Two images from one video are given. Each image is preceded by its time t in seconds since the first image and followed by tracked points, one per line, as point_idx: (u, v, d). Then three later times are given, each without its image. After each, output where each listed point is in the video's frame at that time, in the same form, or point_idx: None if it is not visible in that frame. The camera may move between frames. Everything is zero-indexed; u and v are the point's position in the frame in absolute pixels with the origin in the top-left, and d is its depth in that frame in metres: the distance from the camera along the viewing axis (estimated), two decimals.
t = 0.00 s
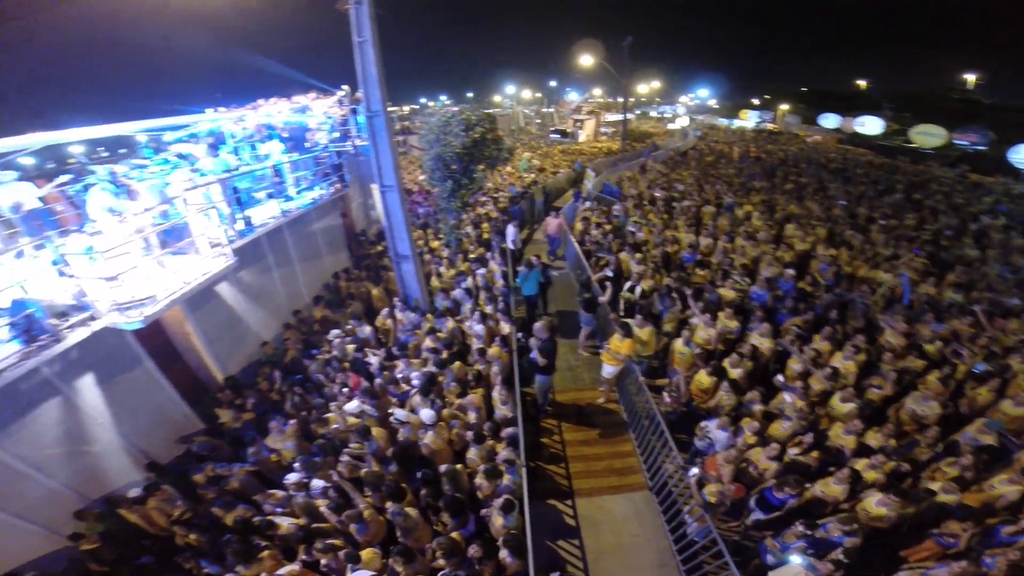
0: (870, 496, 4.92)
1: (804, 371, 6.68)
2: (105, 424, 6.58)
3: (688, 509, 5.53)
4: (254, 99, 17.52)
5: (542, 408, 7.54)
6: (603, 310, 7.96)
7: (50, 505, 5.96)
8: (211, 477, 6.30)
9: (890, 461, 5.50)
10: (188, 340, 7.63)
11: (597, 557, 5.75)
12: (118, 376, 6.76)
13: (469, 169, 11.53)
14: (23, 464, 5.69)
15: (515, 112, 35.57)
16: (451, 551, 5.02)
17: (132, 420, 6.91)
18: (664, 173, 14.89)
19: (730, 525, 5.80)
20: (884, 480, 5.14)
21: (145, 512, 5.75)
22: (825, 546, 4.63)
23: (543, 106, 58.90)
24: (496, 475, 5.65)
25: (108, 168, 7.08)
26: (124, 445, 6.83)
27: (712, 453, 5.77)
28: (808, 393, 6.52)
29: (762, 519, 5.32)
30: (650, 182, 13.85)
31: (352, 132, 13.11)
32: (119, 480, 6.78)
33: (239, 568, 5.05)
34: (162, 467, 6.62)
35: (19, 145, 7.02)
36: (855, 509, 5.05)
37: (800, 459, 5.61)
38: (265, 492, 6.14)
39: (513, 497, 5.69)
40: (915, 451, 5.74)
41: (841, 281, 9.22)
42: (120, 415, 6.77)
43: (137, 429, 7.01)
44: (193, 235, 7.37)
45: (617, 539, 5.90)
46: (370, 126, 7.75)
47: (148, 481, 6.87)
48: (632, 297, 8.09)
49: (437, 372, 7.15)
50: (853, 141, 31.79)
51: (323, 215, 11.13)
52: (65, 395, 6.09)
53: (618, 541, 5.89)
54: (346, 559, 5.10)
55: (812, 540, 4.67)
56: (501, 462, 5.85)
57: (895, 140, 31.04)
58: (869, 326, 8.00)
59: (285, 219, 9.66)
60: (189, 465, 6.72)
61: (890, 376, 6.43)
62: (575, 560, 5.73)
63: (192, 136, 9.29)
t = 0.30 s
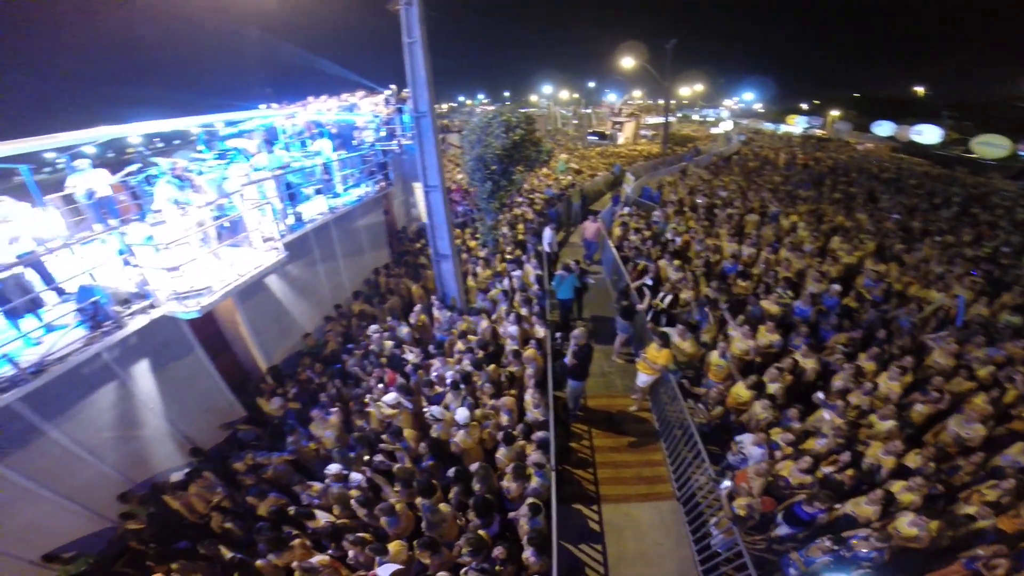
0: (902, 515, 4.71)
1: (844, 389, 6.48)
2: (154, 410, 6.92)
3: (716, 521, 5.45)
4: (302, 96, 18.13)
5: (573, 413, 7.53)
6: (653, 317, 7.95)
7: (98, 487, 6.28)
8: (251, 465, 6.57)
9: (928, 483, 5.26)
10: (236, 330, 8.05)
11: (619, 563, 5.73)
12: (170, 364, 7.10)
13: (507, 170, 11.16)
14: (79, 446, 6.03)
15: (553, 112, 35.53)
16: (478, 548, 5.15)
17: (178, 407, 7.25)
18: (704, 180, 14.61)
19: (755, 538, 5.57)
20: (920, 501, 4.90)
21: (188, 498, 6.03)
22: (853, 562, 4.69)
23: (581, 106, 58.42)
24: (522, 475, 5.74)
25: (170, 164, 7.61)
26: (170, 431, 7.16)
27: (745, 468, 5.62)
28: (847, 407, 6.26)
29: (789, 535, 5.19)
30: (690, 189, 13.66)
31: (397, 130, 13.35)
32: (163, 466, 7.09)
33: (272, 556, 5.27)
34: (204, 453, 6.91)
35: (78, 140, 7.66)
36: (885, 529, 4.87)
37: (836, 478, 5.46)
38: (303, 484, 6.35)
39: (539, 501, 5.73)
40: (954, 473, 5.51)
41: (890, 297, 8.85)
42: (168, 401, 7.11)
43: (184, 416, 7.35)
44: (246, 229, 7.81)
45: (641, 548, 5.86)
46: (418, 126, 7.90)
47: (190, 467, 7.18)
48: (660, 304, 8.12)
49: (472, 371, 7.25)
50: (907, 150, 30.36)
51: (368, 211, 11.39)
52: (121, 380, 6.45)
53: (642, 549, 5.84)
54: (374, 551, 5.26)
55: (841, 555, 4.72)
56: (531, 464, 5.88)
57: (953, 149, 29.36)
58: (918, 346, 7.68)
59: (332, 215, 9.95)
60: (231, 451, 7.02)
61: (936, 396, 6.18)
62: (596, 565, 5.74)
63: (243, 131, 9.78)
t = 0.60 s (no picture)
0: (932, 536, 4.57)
1: (882, 406, 6.26)
2: (192, 397, 7.20)
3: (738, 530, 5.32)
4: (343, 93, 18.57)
5: (600, 417, 7.49)
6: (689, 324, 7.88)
7: (135, 470, 6.57)
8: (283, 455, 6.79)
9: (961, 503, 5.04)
10: (275, 319, 8.32)
11: (639, 570, 5.67)
12: (209, 353, 7.38)
13: (542, 171, 11.34)
14: (121, 429, 6.33)
15: (587, 112, 35.25)
16: (500, 547, 5.16)
17: (214, 395, 7.54)
18: (742, 185, 14.30)
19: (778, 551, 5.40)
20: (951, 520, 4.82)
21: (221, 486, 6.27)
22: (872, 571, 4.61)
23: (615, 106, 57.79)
24: (545, 479, 5.76)
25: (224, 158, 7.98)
26: (206, 418, 7.45)
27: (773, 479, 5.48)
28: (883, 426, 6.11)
29: (813, 551, 5.05)
30: (728, 195, 13.39)
31: (435, 128, 13.52)
32: (197, 452, 7.38)
33: (295, 546, 5.42)
34: (237, 440, 7.14)
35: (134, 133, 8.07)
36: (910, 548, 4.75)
37: (869, 497, 5.32)
38: (331, 476, 6.48)
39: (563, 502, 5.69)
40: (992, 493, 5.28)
41: (937, 313, 8.49)
42: (206, 389, 7.39)
43: (220, 403, 7.64)
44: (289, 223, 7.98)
45: (661, 555, 5.78)
46: (457, 126, 7.98)
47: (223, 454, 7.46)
48: (692, 310, 8.07)
49: (501, 371, 7.28)
50: (960, 158, 28.93)
51: (405, 207, 11.56)
52: (165, 366, 6.74)
53: (662, 557, 5.76)
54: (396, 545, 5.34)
55: (861, 565, 4.62)
56: (555, 468, 5.85)
57: (1012, 158, 27.73)
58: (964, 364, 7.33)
59: (371, 211, 10.13)
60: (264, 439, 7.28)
61: (979, 416, 5.97)
62: (615, 569, 5.70)
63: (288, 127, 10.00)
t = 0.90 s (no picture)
0: (951, 545, 4.66)
1: (907, 416, 6.09)
2: (212, 390, 7.32)
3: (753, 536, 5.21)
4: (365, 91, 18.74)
5: (616, 419, 7.42)
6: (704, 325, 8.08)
7: (154, 462, 6.71)
8: (298, 450, 6.88)
9: (986, 511, 5.06)
10: (296, 314, 8.41)
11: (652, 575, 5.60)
12: (230, 348, 7.48)
13: (562, 171, 11.11)
14: (142, 421, 6.46)
15: (606, 112, 35.11)
16: (512, 548, 5.17)
17: (234, 389, 7.65)
18: (765, 188, 14.10)
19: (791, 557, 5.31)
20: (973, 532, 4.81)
21: (237, 481, 6.36)
22: None
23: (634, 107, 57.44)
24: (562, 481, 5.67)
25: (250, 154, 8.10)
26: (225, 412, 7.57)
27: (792, 486, 5.47)
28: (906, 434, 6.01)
29: (829, 557, 4.94)
30: (750, 198, 13.20)
31: (456, 126, 13.62)
32: (215, 446, 7.51)
33: (306, 541, 5.50)
34: (254, 435, 7.25)
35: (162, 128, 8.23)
36: (928, 556, 4.78)
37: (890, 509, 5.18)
38: (344, 473, 6.52)
39: (576, 505, 5.67)
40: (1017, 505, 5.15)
41: (967, 322, 8.26)
42: (225, 382, 7.50)
43: (239, 396, 7.76)
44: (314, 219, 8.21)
45: (674, 561, 5.70)
46: (479, 125, 8.00)
47: (239, 448, 7.57)
48: (712, 315, 8.17)
49: (517, 371, 7.26)
50: (992, 163, 28.14)
51: (425, 205, 11.61)
52: (187, 359, 6.86)
53: (675, 563, 5.69)
54: (408, 543, 5.38)
55: (879, 572, 4.59)
56: (570, 470, 5.79)
57: None
58: (994, 375, 7.11)
59: (392, 208, 10.19)
60: (281, 433, 7.38)
61: (1009, 429, 5.80)
62: (626, 573, 5.64)
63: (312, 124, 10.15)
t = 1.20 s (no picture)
0: (966, 553, 4.68)
1: (928, 426, 5.97)
2: (225, 388, 7.33)
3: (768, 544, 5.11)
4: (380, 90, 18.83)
5: (629, 424, 7.34)
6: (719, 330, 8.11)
7: (165, 460, 6.74)
8: (310, 449, 6.90)
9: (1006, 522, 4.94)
10: (310, 312, 8.42)
11: None
12: (244, 346, 7.51)
13: (578, 171, 11.02)
14: (155, 419, 6.49)
15: (620, 113, 34.94)
16: (522, 552, 5.12)
17: (247, 387, 7.67)
18: (783, 191, 13.92)
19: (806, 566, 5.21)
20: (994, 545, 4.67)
21: (248, 478, 6.38)
22: None
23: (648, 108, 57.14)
24: (574, 485, 5.59)
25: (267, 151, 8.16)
26: (237, 410, 7.59)
27: (805, 491, 5.41)
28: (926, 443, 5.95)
29: (840, 567, 4.86)
30: (768, 201, 13.06)
31: (471, 125, 13.64)
32: (227, 444, 7.53)
33: (313, 542, 5.48)
34: (265, 434, 7.26)
35: (180, 126, 8.29)
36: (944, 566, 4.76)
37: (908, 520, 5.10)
38: (355, 474, 6.51)
39: (587, 510, 5.62)
40: None
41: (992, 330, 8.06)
42: (238, 380, 7.51)
43: (252, 394, 7.78)
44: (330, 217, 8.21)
45: (686, 568, 5.62)
46: (495, 124, 7.96)
47: (251, 447, 7.59)
48: (728, 316, 8.15)
49: (531, 374, 7.22)
50: (1016, 168, 27.53)
51: (439, 205, 11.60)
52: (201, 356, 6.88)
53: (686, 569, 5.61)
54: (418, 545, 5.36)
55: None
56: (582, 474, 5.72)
57: None
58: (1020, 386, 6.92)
59: (407, 207, 10.19)
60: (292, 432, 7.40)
61: None
62: None
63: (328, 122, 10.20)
